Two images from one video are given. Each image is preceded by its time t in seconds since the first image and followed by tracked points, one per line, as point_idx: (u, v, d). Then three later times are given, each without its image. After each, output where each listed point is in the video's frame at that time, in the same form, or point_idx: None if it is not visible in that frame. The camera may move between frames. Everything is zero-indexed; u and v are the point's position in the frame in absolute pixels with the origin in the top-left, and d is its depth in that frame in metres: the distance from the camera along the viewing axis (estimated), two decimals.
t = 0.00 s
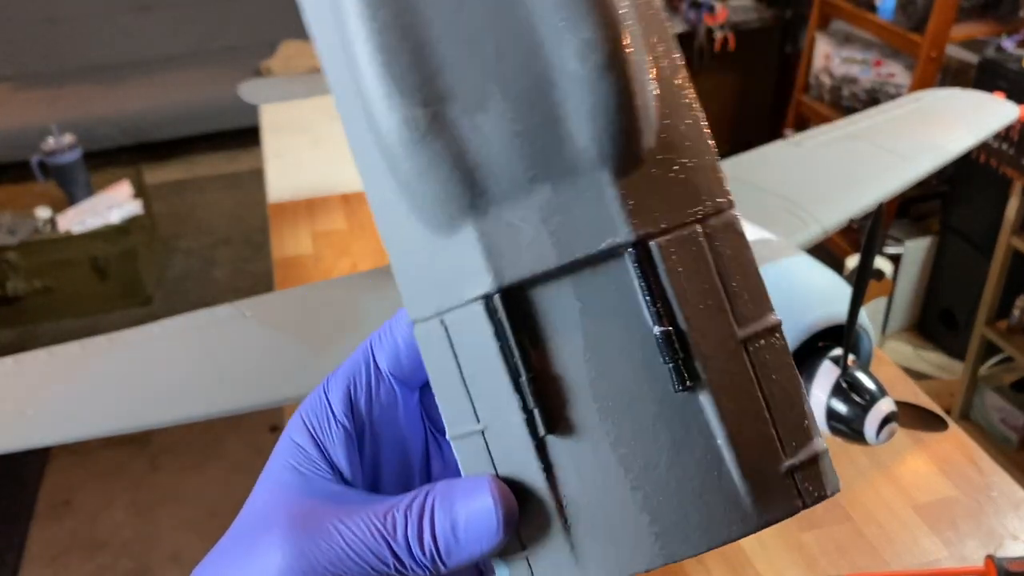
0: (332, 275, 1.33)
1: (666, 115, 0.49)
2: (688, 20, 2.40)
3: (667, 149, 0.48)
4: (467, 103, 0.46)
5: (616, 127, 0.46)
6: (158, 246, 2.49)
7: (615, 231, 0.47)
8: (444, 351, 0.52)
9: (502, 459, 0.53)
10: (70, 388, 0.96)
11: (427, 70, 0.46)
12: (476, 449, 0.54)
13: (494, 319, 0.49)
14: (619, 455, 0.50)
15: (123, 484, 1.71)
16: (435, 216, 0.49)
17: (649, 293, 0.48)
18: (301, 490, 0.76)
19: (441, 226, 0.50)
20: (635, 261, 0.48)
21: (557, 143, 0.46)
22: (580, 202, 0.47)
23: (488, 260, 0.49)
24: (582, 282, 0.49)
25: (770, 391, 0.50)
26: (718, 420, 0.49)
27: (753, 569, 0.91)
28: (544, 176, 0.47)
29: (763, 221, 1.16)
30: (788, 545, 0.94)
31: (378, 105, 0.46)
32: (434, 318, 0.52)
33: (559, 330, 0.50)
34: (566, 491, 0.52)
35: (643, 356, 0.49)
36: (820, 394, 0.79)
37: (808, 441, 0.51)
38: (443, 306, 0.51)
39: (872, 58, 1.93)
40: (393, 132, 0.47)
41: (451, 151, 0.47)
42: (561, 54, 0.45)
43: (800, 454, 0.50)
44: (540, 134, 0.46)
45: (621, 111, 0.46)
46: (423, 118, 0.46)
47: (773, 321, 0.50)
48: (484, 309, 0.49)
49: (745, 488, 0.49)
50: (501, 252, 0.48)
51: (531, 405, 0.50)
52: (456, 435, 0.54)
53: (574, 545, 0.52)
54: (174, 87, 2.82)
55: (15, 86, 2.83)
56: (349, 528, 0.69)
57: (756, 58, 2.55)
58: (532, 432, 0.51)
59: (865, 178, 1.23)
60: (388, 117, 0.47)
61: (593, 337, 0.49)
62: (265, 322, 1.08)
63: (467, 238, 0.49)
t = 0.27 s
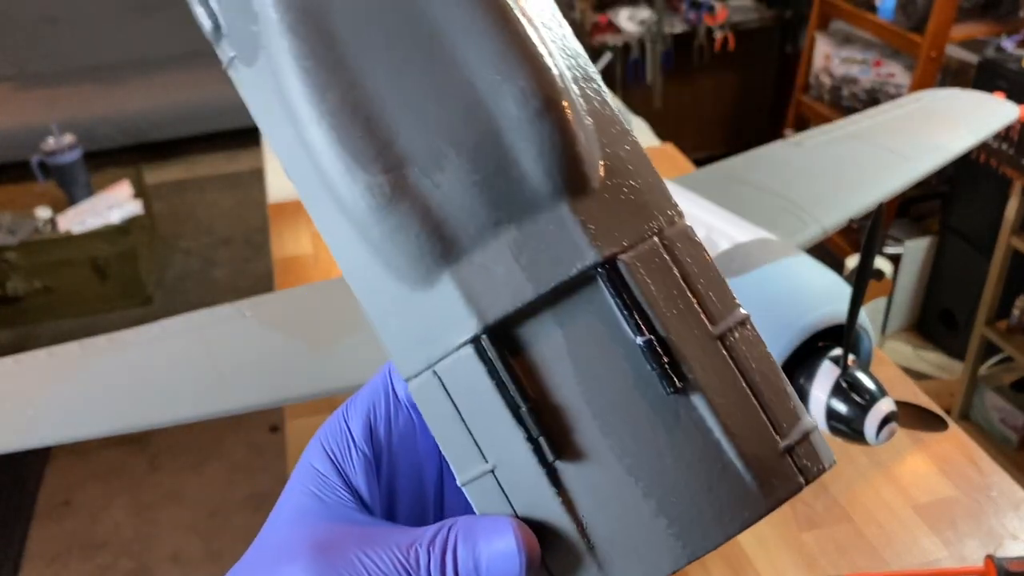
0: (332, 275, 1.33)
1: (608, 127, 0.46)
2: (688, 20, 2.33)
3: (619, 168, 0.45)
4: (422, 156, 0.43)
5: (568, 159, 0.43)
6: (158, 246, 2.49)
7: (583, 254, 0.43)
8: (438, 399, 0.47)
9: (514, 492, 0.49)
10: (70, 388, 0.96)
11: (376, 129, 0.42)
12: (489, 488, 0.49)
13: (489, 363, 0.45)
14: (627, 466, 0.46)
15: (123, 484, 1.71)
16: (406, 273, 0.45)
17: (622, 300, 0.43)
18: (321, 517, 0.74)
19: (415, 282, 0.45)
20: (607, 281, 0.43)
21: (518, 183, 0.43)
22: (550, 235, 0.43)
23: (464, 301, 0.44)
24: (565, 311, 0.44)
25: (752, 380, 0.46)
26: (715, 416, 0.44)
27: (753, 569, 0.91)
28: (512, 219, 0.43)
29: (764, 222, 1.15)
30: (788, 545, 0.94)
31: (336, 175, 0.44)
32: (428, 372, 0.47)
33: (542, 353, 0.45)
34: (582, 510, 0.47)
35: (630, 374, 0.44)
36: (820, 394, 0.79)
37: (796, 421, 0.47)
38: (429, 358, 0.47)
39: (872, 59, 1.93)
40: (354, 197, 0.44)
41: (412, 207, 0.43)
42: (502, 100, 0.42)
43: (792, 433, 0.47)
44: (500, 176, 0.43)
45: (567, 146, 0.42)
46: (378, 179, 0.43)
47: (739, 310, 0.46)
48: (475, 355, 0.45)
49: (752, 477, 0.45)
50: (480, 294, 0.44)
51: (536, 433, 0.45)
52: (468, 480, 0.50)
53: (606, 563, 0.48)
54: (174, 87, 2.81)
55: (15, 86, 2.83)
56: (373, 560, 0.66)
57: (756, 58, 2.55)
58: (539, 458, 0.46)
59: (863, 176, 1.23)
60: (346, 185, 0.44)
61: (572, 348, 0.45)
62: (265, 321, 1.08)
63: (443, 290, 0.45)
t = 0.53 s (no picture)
0: (333, 275, 1.33)
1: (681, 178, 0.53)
2: (688, 20, 2.36)
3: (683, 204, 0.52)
4: (519, 150, 0.49)
5: (647, 177, 0.49)
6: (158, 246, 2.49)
7: (650, 261, 0.49)
8: (489, 380, 0.50)
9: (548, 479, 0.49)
10: (70, 388, 0.96)
11: (483, 116, 0.49)
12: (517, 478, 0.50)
13: (554, 346, 0.48)
14: (665, 465, 0.48)
15: (123, 483, 1.71)
16: (483, 253, 0.50)
17: (677, 305, 0.48)
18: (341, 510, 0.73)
19: (489, 263, 0.50)
20: (667, 288, 0.49)
21: (599, 188, 0.49)
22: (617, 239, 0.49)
23: (532, 286, 0.48)
24: (624, 310, 0.49)
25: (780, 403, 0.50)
26: (749, 431, 0.48)
27: (754, 569, 0.91)
28: (587, 218, 0.49)
29: (764, 221, 1.15)
30: (788, 545, 0.94)
31: (436, 152, 0.50)
32: (482, 349, 0.50)
33: (597, 346, 0.49)
34: (614, 503, 0.48)
35: (677, 374, 0.49)
36: (820, 393, 0.79)
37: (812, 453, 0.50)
38: (489, 335, 0.50)
39: (871, 59, 1.93)
40: (449, 172, 0.50)
41: (500, 191, 0.49)
42: (602, 114, 0.50)
43: (810, 463, 0.50)
44: (585, 179, 0.49)
45: (648, 162, 0.50)
46: (476, 160, 0.49)
47: (773, 345, 0.52)
48: (539, 338, 0.48)
49: (771, 491, 0.48)
50: (549, 279, 0.48)
51: (587, 417, 0.48)
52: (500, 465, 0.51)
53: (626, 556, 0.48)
54: (174, 87, 2.81)
55: (15, 87, 2.83)
56: (396, 544, 0.66)
57: (757, 58, 2.55)
58: (582, 447, 0.48)
59: (864, 176, 1.23)
60: (444, 162, 0.50)
61: (628, 345, 0.49)
62: (265, 321, 1.08)
63: (516, 275, 0.49)
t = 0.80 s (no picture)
0: (333, 275, 1.33)
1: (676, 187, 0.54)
2: (688, 20, 2.36)
3: (679, 210, 0.53)
4: (514, 154, 0.51)
5: (640, 181, 0.51)
6: (158, 246, 2.49)
7: (645, 261, 0.50)
8: (491, 381, 0.51)
9: (546, 475, 0.50)
10: (71, 389, 0.96)
11: (480, 123, 0.52)
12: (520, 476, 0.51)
13: (553, 345, 0.49)
14: (664, 458, 0.48)
15: (123, 483, 1.72)
16: (482, 255, 0.51)
17: (671, 302, 0.49)
18: (336, 499, 0.75)
19: (488, 265, 0.51)
20: (661, 288, 0.50)
21: (594, 192, 0.51)
22: (613, 240, 0.50)
23: (530, 286, 0.49)
24: (620, 309, 0.50)
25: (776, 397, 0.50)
26: (745, 425, 0.48)
27: (753, 568, 0.91)
28: (583, 221, 0.50)
29: (763, 221, 1.16)
30: (787, 545, 0.94)
31: (434, 157, 0.52)
32: (484, 351, 0.52)
33: (592, 342, 0.49)
34: (613, 496, 0.48)
35: (673, 370, 0.49)
36: (820, 393, 0.80)
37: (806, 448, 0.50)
38: (490, 337, 0.51)
39: (871, 59, 1.94)
40: (446, 175, 0.51)
41: (495, 193, 0.50)
42: (595, 123, 0.52)
43: (809, 456, 0.49)
44: (579, 183, 0.51)
45: (641, 169, 0.51)
46: (472, 163, 0.51)
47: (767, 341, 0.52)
48: (537, 337, 0.49)
49: (769, 482, 0.47)
50: (545, 278, 0.49)
51: (587, 412, 0.48)
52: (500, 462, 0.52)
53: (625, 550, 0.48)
54: (175, 88, 2.82)
55: (16, 87, 2.84)
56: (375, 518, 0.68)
57: (756, 59, 2.55)
58: (582, 440, 0.49)
59: (861, 176, 1.24)
60: (441, 166, 0.52)
61: (625, 343, 0.49)
62: (264, 321, 1.08)
63: (514, 276, 0.50)
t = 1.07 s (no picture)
0: (333, 275, 1.33)
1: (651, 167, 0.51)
2: (688, 20, 2.35)
3: (662, 197, 0.50)
4: (488, 179, 0.49)
5: (617, 183, 0.48)
6: (158, 246, 2.49)
7: (629, 269, 0.48)
8: (496, 400, 0.52)
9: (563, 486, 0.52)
10: (71, 389, 0.96)
11: (448, 149, 0.49)
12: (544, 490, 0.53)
13: (550, 367, 0.49)
14: (672, 463, 0.49)
15: (123, 483, 1.72)
16: (469, 280, 0.50)
17: (666, 305, 0.48)
18: (340, 500, 0.75)
19: (475, 288, 0.50)
20: (653, 293, 0.48)
21: (573, 201, 0.48)
22: (597, 249, 0.48)
23: (521, 307, 0.49)
24: (612, 319, 0.49)
25: (781, 384, 0.49)
26: (752, 417, 0.48)
27: (753, 569, 0.91)
28: (566, 234, 0.48)
29: (764, 221, 1.16)
30: (787, 545, 0.94)
31: (407, 189, 0.49)
32: (484, 374, 0.52)
33: (590, 353, 0.49)
34: (628, 502, 0.50)
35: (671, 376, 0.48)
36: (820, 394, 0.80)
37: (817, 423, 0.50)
38: (489, 359, 0.51)
39: (871, 60, 1.94)
40: (424, 206, 0.49)
41: (474, 221, 0.49)
42: (564, 127, 0.49)
43: (821, 436, 0.49)
44: (558, 196, 0.48)
45: (618, 170, 0.48)
46: (446, 194, 0.49)
47: (771, 323, 0.50)
48: (533, 357, 0.49)
49: (781, 468, 0.48)
50: (536, 300, 0.49)
51: (591, 428, 0.49)
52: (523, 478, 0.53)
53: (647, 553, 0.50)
54: (175, 88, 2.82)
55: (16, 87, 2.84)
56: (391, 523, 0.68)
57: (756, 58, 2.55)
58: (591, 455, 0.50)
59: (860, 177, 1.24)
60: (417, 199, 0.49)
61: (620, 353, 0.49)
62: (265, 321, 1.08)
63: (503, 299, 0.49)
